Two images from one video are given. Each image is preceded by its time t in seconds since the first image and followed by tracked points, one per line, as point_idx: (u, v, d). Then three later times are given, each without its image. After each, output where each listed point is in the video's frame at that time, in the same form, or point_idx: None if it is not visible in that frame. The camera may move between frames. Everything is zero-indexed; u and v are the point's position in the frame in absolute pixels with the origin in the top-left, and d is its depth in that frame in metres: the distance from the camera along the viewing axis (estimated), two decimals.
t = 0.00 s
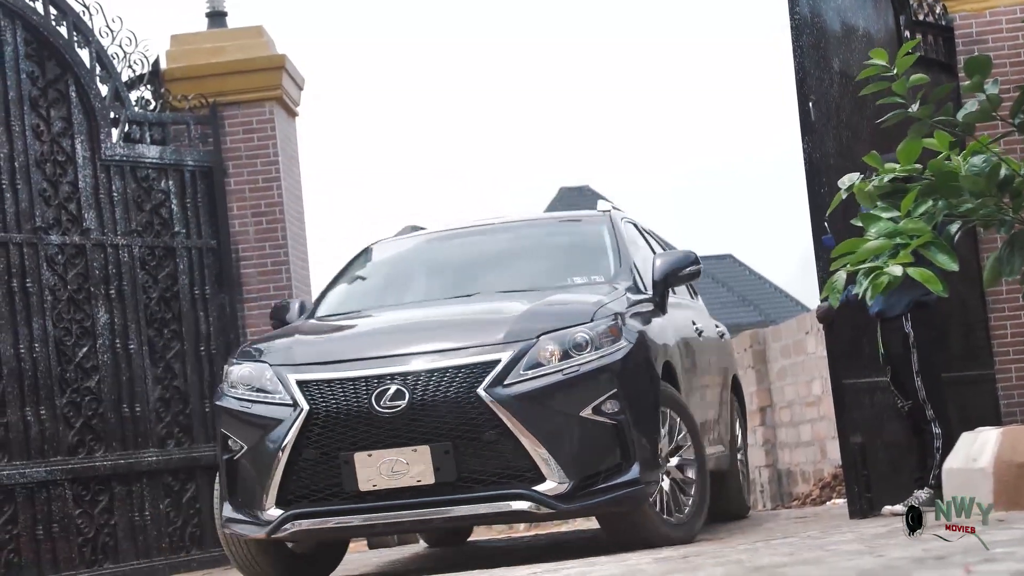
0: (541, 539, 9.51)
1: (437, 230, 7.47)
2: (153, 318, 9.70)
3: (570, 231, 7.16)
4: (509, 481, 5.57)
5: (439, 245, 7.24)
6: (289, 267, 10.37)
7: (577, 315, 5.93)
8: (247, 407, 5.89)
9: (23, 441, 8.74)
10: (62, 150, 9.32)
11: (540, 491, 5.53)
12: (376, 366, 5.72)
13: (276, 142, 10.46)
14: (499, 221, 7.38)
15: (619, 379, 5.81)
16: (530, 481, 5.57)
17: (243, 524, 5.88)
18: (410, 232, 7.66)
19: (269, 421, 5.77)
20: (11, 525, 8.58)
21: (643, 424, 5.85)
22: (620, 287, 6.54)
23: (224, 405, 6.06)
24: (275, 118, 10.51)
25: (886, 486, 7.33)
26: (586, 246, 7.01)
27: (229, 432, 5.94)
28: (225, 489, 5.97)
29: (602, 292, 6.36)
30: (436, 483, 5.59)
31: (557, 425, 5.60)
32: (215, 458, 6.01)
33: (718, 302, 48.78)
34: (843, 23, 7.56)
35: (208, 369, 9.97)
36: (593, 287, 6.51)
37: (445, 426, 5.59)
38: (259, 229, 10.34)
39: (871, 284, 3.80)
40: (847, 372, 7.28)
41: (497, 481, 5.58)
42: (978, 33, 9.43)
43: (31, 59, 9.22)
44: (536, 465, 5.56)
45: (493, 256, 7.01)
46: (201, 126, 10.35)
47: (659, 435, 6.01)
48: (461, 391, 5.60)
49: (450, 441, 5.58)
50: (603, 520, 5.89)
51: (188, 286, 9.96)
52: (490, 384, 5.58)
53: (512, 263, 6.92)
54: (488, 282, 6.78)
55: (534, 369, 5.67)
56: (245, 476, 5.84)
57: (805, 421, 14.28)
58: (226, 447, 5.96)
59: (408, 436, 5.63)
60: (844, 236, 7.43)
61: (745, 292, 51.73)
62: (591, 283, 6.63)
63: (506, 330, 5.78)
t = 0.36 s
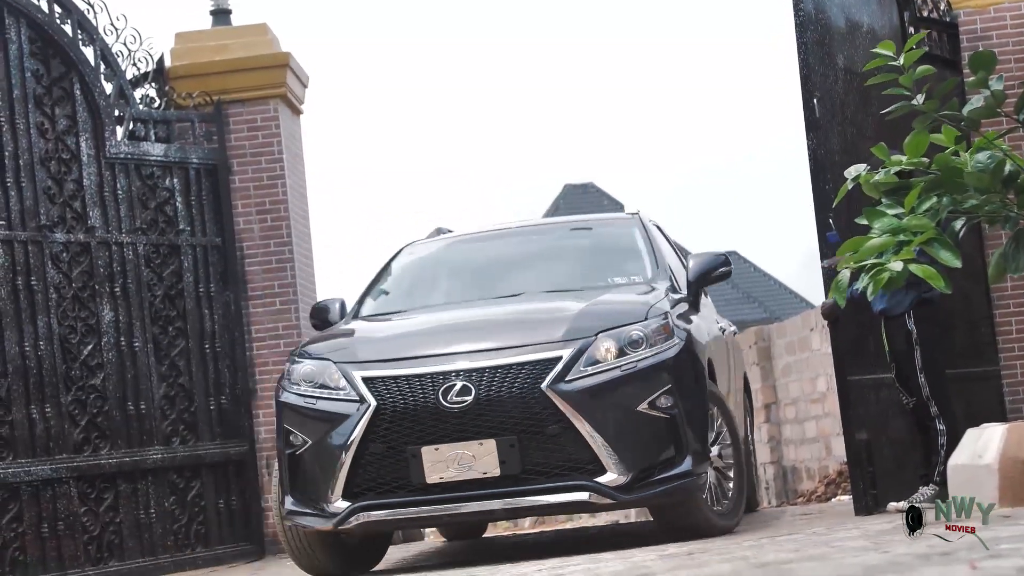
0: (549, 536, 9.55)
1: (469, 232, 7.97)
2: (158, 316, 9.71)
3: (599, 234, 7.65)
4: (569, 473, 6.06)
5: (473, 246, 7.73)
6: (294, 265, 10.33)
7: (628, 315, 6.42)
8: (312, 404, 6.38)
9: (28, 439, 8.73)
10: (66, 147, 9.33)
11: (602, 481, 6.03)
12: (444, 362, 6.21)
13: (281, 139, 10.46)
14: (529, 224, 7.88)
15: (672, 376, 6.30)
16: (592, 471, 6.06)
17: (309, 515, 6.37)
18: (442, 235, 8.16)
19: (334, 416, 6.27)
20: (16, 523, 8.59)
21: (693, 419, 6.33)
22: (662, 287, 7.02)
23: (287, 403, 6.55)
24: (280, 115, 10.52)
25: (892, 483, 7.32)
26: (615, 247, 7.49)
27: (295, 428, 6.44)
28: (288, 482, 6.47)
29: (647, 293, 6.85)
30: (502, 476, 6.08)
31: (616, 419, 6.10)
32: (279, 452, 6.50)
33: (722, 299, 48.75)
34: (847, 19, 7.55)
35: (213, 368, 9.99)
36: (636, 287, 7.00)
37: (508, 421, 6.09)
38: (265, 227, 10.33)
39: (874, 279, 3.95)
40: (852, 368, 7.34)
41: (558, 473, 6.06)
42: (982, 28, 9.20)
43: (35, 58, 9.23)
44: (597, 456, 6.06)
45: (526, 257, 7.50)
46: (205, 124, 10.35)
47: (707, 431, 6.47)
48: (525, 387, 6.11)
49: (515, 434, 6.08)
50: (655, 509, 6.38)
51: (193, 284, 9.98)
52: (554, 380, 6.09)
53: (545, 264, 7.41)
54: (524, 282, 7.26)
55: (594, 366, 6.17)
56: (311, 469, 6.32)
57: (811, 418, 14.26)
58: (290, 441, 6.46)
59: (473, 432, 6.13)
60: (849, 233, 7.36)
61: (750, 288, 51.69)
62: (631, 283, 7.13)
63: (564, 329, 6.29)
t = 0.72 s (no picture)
0: (557, 534, 9.53)
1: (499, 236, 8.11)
2: (166, 313, 9.72)
3: (629, 237, 7.78)
4: (621, 466, 6.19)
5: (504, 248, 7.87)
6: (300, 262, 10.37)
7: (671, 314, 6.56)
8: (368, 402, 6.50)
9: (37, 437, 8.73)
10: (73, 145, 9.33)
11: (650, 475, 6.15)
12: (496, 361, 6.35)
13: (288, 137, 10.49)
14: (558, 228, 8.02)
15: (717, 372, 6.43)
16: (640, 465, 6.18)
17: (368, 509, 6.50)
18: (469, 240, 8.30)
19: (391, 414, 6.38)
20: (25, 520, 8.60)
21: (736, 414, 6.47)
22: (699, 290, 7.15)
23: (341, 401, 6.66)
24: (286, 113, 10.54)
25: (899, 480, 7.31)
26: (647, 247, 7.64)
27: (349, 424, 6.56)
28: (345, 477, 6.60)
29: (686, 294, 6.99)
30: (554, 470, 6.21)
31: (664, 415, 6.23)
32: (335, 449, 6.63)
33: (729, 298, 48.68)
34: (854, 16, 7.54)
35: (220, 366, 10.00)
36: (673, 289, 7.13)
37: (562, 416, 6.22)
38: (272, 225, 10.38)
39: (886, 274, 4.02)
40: (859, 364, 7.27)
41: (608, 467, 6.19)
42: (989, 25, 9.17)
43: (42, 56, 9.23)
44: (645, 451, 6.18)
45: (559, 257, 7.65)
46: (212, 121, 10.37)
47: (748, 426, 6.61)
48: (578, 384, 6.24)
49: (568, 430, 6.21)
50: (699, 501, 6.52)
51: (200, 282, 9.98)
52: (605, 377, 6.22)
53: (579, 264, 7.55)
54: (559, 281, 7.40)
55: (640, 363, 6.30)
56: (368, 465, 6.45)
57: (818, 415, 14.22)
58: (346, 438, 6.59)
59: (528, 427, 6.26)
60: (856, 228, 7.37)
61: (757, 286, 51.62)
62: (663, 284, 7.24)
63: (612, 329, 6.41)
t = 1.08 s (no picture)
0: (568, 531, 9.55)
1: (524, 247, 8.61)
2: (175, 311, 9.73)
3: (653, 249, 8.26)
4: (659, 462, 6.60)
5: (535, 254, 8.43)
6: (310, 260, 10.35)
7: (704, 319, 7.00)
8: (415, 400, 6.89)
9: (47, 434, 8.75)
10: (83, 143, 9.34)
11: (687, 471, 6.55)
12: (542, 361, 6.78)
13: (298, 134, 10.49)
14: (582, 235, 8.59)
15: (750, 374, 6.85)
16: (678, 462, 6.59)
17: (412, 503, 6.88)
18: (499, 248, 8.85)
19: (437, 412, 6.78)
20: (35, 517, 8.62)
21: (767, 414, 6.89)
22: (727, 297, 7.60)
23: (387, 399, 7.06)
24: (296, 110, 10.54)
25: (910, 477, 7.31)
26: (670, 253, 8.22)
27: (397, 422, 6.94)
28: (389, 473, 6.97)
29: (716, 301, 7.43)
30: (596, 465, 6.61)
31: (701, 415, 6.63)
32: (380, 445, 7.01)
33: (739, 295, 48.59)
34: (864, 12, 7.54)
35: (230, 363, 10.01)
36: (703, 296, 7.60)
37: (604, 414, 6.64)
38: (282, 222, 10.37)
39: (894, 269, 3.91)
40: (870, 362, 7.32)
41: (646, 464, 6.60)
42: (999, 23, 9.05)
43: (52, 53, 9.24)
44: (682, 448, 6.59)
45: (586, 268, 8.12)
46: (222, 119, 10.37)
47: (777, 426, 7.03)
48: (620, 383, 6.67)
49: (609, 427, 6.62)
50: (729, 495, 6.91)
51: (210, 280, 9.99)
52: (644, 377, 6.65)
53: (606, 268, 8.11)
54: (588, 283, 7.97)
55: (677, 365, 6.72)
56: (413, 461, 6.83)
57: (828, 412, 14.17)
58: (391, 435, 6.98)
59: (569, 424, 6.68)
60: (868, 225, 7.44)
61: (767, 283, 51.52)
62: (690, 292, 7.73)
63: (651, 331, 6.87)
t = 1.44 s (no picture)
0: (571, 528, 9.56)
1: (536, 258, 8.96)
2: (177, 307, 9.74)
3: (661, 260, 8.62)
4: (674, 454, 6.93)
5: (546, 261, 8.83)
6: (312, 256, 10.36)
7: (718, 319, 7.35)
8: (441, 393, 7.20)
9: (49, 431, 8.76)
10: (85, 139, 9.35)
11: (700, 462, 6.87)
12: (563, 358, 7.11)
13: (300, 131, 10.49)
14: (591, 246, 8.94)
15: (761, 371, 7.20)
16: (692, 454, 6.92)
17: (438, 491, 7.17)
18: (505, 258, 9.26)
19: (463, 403, 7.08)
20: (37, 514, 8.63)
21: (776, 410, 7.23)
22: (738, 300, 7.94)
23: (414, 392, 7.36)
24: (298, 107, 10.53)
25: (913, 474, 7.30)
26: (679, 258, 8.67)
27: (423, 414, 7.24)
28: (415, 463, 7.27)
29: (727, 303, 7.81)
30: (614, 457, 6.94)
31: (714, 408, 6.95)
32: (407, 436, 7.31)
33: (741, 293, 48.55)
34: (865, 9, 7.55)
35: (232, 359, 10.02)
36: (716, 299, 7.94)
37: (623, 408, 6.97)
38: (284, 219, 10.37)
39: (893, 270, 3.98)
40: (870, 360, 7.33)
41: (662, 456, 6.93)
42: (1002, 19, 8.97)
43: (55, 50, 9.24)
44: (697, 440, 6.92)
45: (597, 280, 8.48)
46: (224, 116, 10.38)
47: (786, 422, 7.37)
48: (638, 378, 7.00)
49: (628, 420, 6.95)
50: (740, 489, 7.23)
51: (211, 277, 9.99)
52: (661, 372, 6.98)
53: (617, 276, 8.50)
54: (605, 288, 8.39)
55: (691, 361, 7.05)
56: (439, 451, 7.13)
57: (830, 409, 14.15)
58: (416, 427, 7.27)
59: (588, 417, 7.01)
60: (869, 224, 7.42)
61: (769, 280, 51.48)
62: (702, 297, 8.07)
63: (668, 330, 7.21)
